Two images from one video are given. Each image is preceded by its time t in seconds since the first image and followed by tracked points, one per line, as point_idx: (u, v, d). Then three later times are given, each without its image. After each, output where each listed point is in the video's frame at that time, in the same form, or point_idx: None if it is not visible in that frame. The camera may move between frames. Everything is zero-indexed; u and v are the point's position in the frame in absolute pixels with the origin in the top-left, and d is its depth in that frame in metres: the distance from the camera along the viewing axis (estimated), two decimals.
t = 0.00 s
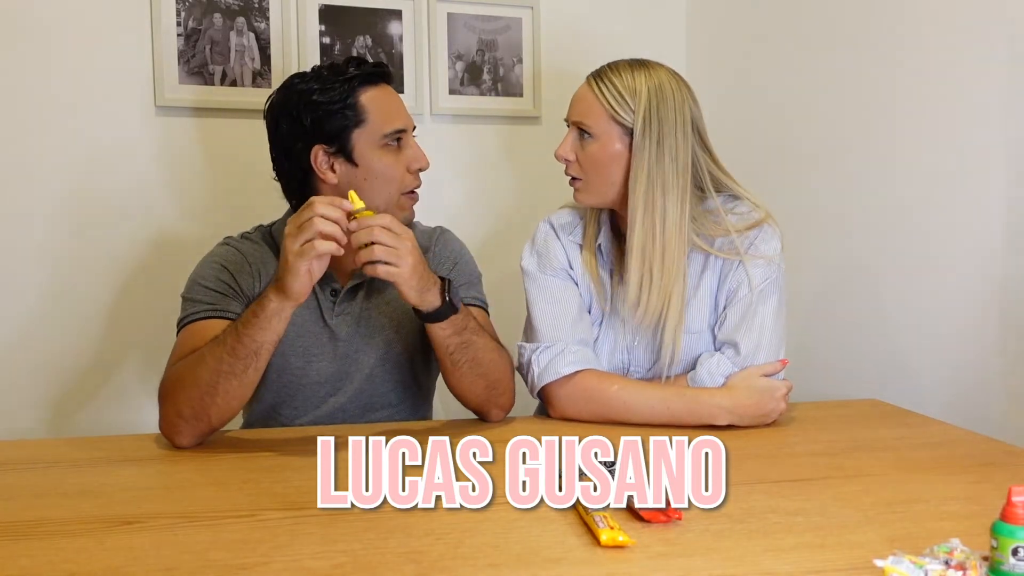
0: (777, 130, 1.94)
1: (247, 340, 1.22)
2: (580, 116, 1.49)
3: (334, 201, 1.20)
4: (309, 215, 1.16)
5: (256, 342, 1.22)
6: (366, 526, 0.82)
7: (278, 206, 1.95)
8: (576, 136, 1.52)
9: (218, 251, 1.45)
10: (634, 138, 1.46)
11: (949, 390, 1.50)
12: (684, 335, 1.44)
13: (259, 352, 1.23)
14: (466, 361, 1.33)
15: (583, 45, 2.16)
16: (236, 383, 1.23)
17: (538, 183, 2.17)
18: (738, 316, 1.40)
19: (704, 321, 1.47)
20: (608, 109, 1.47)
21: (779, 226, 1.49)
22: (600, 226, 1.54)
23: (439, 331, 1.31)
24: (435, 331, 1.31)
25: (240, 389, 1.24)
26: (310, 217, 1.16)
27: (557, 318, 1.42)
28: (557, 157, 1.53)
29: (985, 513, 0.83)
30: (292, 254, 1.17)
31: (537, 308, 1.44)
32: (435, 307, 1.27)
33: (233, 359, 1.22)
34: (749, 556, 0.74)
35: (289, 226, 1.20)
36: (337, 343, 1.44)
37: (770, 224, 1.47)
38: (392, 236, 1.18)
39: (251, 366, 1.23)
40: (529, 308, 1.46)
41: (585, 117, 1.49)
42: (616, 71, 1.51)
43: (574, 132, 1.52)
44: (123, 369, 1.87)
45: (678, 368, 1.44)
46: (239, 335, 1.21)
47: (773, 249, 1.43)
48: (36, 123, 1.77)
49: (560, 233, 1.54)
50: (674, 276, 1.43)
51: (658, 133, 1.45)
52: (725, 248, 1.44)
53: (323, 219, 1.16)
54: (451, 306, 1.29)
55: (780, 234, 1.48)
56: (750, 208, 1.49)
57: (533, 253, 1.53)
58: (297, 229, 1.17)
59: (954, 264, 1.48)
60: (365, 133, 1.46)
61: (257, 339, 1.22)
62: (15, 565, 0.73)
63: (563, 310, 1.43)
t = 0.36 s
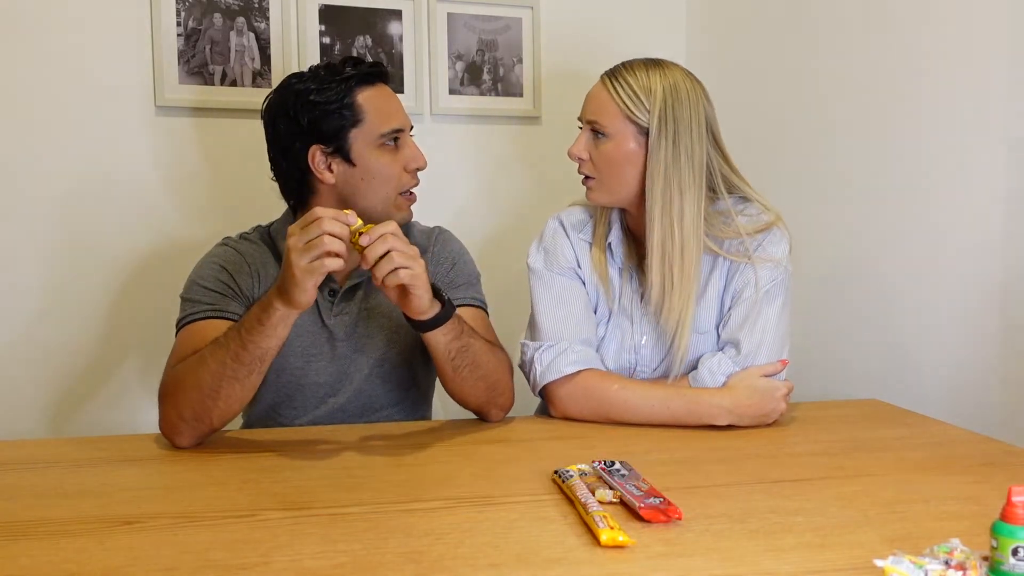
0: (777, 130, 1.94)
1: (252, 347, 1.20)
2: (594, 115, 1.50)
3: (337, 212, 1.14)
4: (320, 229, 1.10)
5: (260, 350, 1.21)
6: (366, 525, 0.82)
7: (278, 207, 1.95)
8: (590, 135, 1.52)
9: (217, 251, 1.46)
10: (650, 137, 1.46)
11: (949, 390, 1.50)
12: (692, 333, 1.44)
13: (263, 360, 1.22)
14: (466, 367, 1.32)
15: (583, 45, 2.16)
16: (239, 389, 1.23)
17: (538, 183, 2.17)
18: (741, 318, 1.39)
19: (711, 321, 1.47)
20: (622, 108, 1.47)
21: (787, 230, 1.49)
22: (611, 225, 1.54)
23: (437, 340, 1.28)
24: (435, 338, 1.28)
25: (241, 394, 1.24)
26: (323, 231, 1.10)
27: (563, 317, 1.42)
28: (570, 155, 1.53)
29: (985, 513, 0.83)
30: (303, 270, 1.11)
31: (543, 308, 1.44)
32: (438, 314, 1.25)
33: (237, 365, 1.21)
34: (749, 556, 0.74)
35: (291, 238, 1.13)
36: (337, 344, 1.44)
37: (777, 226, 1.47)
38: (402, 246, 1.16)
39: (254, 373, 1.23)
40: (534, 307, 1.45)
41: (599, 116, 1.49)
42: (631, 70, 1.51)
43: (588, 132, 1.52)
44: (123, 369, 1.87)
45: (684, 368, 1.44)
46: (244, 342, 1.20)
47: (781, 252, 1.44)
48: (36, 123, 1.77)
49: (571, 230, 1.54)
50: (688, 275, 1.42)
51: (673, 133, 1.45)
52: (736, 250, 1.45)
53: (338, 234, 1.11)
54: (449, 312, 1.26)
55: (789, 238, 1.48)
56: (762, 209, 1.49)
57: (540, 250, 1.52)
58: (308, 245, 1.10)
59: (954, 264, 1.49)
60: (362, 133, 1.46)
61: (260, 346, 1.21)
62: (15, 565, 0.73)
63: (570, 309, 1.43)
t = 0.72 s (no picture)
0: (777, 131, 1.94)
1: (253, 349, 1.20)
2: (598, 115, 1.50)
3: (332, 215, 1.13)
4: (318, 231, 1.09)
5: (260, 352, 1.20)
6: (366, 526, 0.82)
7: (278, 206, 1.95)
8: (594, 136, 1.52)
9: (218, 250, 1.46)
10: (654, 138, 1.46)
11: (949, 390, 1.50)
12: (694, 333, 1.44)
13: (263, 362, 1.22)
14: (466, 368, 1.32)
15: (584, 45, 2.16)
16: (239, 389, 1.23)
17: (538, 183, 2.17)
18: (743, 318, 1.39)
19: (713, 320, 1.47)
20: (626, 109, 1.47)
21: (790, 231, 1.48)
22: (613, 225, 1.54)
23: (436, 342, 1.28)
24: (434, 341, 1.28)
25: (241, 395, 1.23)
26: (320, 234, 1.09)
27: (565, 317, 1.42)
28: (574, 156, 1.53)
29: (985, 513, 0.83)
30: (302, 274, 1.10)
31: (545, 308, 1.43)
32: (435, 318, 1.24)
33: (237, 366, 1.21)
34: (748, 556, 0.74)
35: (287, 241, 1.12)
36: (338, 343, 1.44)
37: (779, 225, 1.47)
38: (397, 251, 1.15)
39: (253, 374, 1.23)
40: (535, 307, 1.45)
41: (603, 116, 1.49)
42: (635, 71, 1.51)
43: (592, 132, 1.52)
44: (123, 369, 1.87)
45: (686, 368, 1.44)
46: (244, 343, 1.19)
47: (783, 252, 1.44)
48: (36, 123, 1.77)
49: (574, 229, 1.54)
50: (691, 275, 1.42)
51: (678, 133, 1.45)
52: (739, 250, 1.45)
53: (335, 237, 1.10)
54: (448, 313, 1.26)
55: (791, 238, 1.48)
56: (765, 208, 1.49)
57: (541, 250, 1.52)
58: (306, 248, 1.09)
59: (954, 264, 1.49)
60: (366, 132, 1.46)
61: (260, 348, 1.20)
62: (14, 565, 0.73)
63: (572, 309, 1.43)
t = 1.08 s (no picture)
0: (777, 131, 1.94)
1: (248, 350, 1.18)
2: (599, 115, 1.50)
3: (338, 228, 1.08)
4: (319, 246, 1.05)
5: (255, 353, 1.19)
6: (366, 525, 0.82)
7: (279, 206, 1.95)
8: (596, 135, 1.52)
9: (218, 250, 1.46)
10: (656, 138, 1.46)
11: (950, 390, 1.50)
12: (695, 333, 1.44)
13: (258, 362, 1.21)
14: (462, 372, 1.31)
15: (584, 45, 2.16)
16: (236, 389, 1.22)
17: (538, 183, 2.17)
18: (744, 317, 1.39)
19: (714, 321, 1.47)
20: (626, 108, 1.47)
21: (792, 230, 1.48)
22: (614, 224, 1.54)
23: (432, 346, 1.27)
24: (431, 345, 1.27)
25: (238, 394, 1.23)
26: (321, 249, 1.05)
27: (565, 317, 1.42)
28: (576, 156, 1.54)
29: (985, 513, 0.83)
30: (298, 287, 1.07)
31: (546, 307, 1.43)
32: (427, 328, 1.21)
33: (233, 368, 1.20)
34: (748, 556, 0.74)
35: (285, 249, 1.07)
36: (338, 342, 1.44)
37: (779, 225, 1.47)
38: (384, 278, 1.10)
39: (249, 374, 1.22)
40: (535, 307, 1.45)
41: (603, 115, 1.49)
42: (636, 71, 1.51)
43: (593, 132, 1.52)
44: (123, 369, 1.87)
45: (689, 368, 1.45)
46: (238, 346, 1.18)
47: (784, 252, 1.43)
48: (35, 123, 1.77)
49: (573, 229, 1.54)
50: (692, 275, 1.43)
51: (678, 133, 1.46)
52: (740, 250, 1.45)
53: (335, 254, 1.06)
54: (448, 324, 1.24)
55: (792, 238, 1.48)
56: (766, 208, 1.49)
57: (542, 250, 1.52)
58: (305, 263, 1.05)
59: (954, 264, 1.49)
60: (338, 135, 1.44)
61: (254, 350, 1.18)
62: (14, 565, 0.73)
63: (573, 309, 1.43)
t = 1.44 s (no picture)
0: (777, 131, 1.94)
1: (243, 351, 1.18)
2: (609, 112, 1.48)
3: (343, 240, 1.07)
4: (323, 260, 1.04)
5: (250, 354, 1.19)
6: (366, 525, 0.82)
7: (278, 206, 1.95)
8: (608, 136, 1.49)
9: (218, 250, 1.45)
10: (674, 135, 1.46)
11: (950, 390, 1.50)
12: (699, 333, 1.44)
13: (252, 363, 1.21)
14: (450, 382, 1.30)
15: (584, 46, 2.16)
16: (231, 390, 1.22)
17: (538, 183, 2.17)
18: (743, 315, 1.40)
19: (715, 320, 1.47)
20: (642, 104, 1.46)
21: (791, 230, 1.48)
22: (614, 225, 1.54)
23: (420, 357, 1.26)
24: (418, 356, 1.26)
25: (234, 395, 1.23)
26: (324, 263, 1.05)
27: (565, 317, 1.42)
28: (588, 158, 1.50)
29: (985, 513, 0.83)
30: (297, 297, 1.06)
31: (547, 307, 1.43)
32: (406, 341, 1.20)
33: (227, 368, 1.20)
34: (748, 556, 0.74)
35: (285, 258, 1.06)
36: (337, 342, 1.44)
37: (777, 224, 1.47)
38: (366, 297, 1.09)
39: (244, 375, 1.22)
40: (535, 307, 1.45)
41: (614, 112, 1.47)
42: (643, 66, 1.51)
43: (606, 132, 1.49)
44: (123, 370, 1.87)
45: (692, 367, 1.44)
46: (232, 347, 1.17)
47: (784, 251, 1.43)
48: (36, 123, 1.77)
49: (569, 233, 1.54)
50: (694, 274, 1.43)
51: (690, 130, 1.46)
52: (739, 250, 1.45)
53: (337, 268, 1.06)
54: (433, 347, 1.22)
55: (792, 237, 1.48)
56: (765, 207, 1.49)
57: (542, 250, 1.52)
58: (306, 276, 1.05)
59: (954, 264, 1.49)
60: (301, 140, 1.43)
61: (248, 350, 1.18)
62: (14, 565, 0.73)
63: (574, 309, 1.43)
